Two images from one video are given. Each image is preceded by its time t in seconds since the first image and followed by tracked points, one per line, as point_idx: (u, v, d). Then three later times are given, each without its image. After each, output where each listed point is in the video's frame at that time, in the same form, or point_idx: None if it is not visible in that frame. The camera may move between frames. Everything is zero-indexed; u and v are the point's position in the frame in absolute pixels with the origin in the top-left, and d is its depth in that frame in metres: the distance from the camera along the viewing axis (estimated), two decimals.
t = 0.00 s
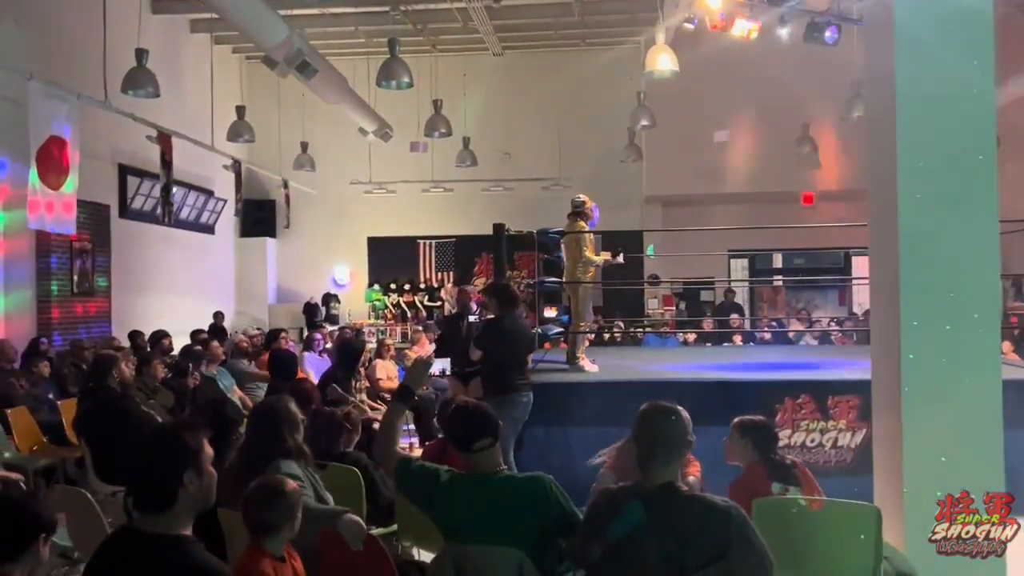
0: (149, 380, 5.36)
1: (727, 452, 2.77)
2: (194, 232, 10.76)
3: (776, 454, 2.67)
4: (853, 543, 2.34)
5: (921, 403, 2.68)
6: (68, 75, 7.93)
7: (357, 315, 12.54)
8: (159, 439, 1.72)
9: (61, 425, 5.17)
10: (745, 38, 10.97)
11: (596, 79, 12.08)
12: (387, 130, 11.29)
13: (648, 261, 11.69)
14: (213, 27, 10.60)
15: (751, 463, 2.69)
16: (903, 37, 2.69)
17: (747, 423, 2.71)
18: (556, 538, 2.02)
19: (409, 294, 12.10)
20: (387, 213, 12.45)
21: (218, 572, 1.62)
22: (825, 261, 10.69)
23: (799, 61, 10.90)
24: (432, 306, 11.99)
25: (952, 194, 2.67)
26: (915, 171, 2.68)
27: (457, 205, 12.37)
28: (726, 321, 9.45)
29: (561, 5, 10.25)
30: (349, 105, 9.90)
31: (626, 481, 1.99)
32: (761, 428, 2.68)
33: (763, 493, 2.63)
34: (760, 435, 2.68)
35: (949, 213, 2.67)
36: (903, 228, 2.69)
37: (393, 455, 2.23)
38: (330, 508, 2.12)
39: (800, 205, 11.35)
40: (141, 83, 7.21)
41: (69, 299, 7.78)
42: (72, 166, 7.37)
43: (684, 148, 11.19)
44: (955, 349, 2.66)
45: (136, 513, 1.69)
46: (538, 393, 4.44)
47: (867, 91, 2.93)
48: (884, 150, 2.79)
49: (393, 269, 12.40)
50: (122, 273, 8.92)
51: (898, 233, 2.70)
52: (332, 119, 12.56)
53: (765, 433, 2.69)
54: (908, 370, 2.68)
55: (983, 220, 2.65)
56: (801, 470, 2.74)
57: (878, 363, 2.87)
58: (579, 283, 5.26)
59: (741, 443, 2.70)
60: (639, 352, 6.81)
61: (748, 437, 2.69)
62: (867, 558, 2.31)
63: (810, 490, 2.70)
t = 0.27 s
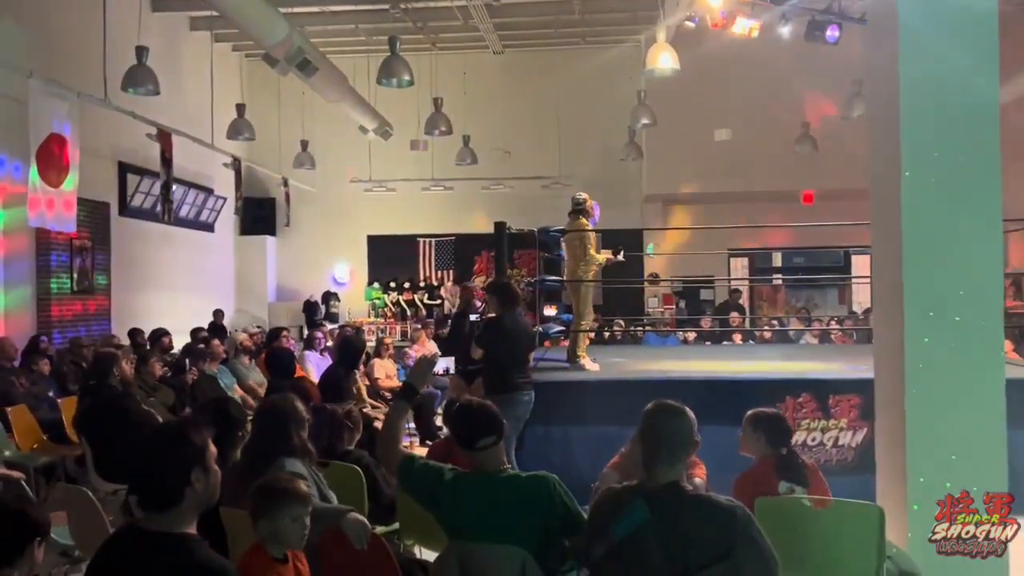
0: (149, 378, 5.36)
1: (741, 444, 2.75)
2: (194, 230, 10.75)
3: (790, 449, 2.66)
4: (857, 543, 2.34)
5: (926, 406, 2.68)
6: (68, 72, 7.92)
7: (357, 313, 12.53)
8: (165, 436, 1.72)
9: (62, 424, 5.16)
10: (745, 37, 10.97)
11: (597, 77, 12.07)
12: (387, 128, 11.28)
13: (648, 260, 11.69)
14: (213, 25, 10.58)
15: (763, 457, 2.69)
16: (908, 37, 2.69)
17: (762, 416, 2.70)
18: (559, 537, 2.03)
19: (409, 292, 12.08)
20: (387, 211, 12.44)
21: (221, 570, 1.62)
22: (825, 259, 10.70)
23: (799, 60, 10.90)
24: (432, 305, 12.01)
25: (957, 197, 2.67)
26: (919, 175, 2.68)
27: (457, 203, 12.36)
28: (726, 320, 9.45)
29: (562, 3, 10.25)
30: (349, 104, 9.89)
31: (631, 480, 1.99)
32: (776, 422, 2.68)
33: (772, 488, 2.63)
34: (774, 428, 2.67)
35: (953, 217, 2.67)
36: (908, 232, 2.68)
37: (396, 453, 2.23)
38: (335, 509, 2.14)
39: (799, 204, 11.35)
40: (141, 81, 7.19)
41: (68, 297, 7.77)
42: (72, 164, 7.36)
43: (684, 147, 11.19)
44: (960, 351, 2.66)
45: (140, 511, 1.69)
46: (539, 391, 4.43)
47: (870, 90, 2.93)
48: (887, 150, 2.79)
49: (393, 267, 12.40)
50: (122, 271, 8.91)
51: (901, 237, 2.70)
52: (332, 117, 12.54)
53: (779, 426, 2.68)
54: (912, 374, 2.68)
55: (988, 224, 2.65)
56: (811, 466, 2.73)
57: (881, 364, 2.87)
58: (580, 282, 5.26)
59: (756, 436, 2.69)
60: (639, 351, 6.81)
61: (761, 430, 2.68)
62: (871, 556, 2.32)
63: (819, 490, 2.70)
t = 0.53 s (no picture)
0: (150, 375, 5.36)
1: (767, 439, 2.72)
2: (196, 228, 10.75)
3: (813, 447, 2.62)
4: (861, 541, 2.33)
5: (929, 406, 2.67)
6: (70, 70, 7.91)
7: (358, 312, 12.53)
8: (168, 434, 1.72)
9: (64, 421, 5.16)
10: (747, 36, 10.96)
11: (599, 76, 12.05)
12: (389, 126, 11.27)
13: (650, 259, 11.69)
14: (215, 23, 10.58)
15: (784, 455, 2.66)
16: (912, 36, 2.68)
17: (787, 412, 2.65)
18: (564, 536, 2.02)
19: (410, 290, 12.12)
20: (388, 210, 12.44)
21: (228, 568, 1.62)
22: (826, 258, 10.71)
23: (801, 59, 10.88)
24: (434, 304, 12.00)
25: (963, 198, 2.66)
26: (923, 176, 2.68)
27: (459, 202, 12.34)
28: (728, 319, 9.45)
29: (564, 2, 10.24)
30: (350, 102, 9.89)
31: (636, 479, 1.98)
32: (802, 418, 2.63)
33: (790, 486, 2.63)
34: (800, 425, 2.63)
35: (959, 218, 2.66)
36: (911, 233, 2.69)
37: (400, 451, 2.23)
38: (339, 507, 2.14)
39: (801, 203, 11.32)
40: (143, 79, 7.18)
41: (70, 295, 7.76)
42: (74, 162, 7.36)
43: (686, 146, 11.20)
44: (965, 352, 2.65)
45: (144, 509, 1.69)
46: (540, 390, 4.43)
47: (874, 89, 2.92)
48: (892, 149, 2.78)
49: (394, 266, 12.39)
50: (124, 269, 8.91)
51: (905, 239, 2.70)
52: (333, 116, 12.54)
53: (806, 423, 2.63)
54: (915, 375, 2.68)
55: (994, 225, 2.63)
56: (833, 464, 2.68)
57: (885, 364, 2.87)
58: (581, 281, 5.25)
59: (783, 433, 2.65)
60: (641, 349, 6.80)
61: (787, 427, 2.63)
62: (874, 555, 2.31)
63: (838, 489, 2.65)
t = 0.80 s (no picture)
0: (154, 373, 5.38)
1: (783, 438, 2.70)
2: (200, 226, 10.76)
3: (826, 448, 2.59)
4: (870, 541, 2.33)
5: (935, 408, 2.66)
6: (74, 68, 7.92)
7: (362, 311, 12.53)
8: (171, 431, 1.71)
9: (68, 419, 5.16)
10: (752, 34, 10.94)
11: (603, 74, 12.05)
12: (393, 125, 11.26)
13: (654, 258, 11.67)
14: (219, 21, 10.58)
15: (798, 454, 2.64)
16: (918, 35, 2.67)
17: (801, 413, 2.62)
18: (568, 534, 2.03)
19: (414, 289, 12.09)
20: (392, 209, 12.44)
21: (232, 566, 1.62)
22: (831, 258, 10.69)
23: (806, 57, 10.87)
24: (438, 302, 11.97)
25: (968, 198, 2.65)
26: (930, 177, 2.67)
27: (462, 200, 12.34)
28: (733, 318, 9.44)
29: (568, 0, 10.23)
30: (355, 101, 9.90)
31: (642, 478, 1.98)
32: (815, 419, 2.59)
33: (802, 486, 2.62)
34: (813, 426, 2.59)
35: (964, 218, 2.65)
36: (918, 233, 2.67)
37: (405, 449, 2.23)
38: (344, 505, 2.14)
39: (806, 202, 11.31)
40: (148, 77, 7.19)
41: (74, 293, 7.77)
42: (78, 160, 7.37)
43: (690, 145, 11.19)
44: (969, 353, 2.65)
45: (148, 507, 1.69)
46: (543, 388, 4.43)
47: (879, 88, 2.91)
48: (897, 148, 2.77)
49: (397, 264, 12.38)
50: (127, 267, 8.92)
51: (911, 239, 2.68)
52: (337, 114, 12.54)
53: (819, 425, 2.59)
54: (921, 376, 2.67)
55: (999, 227, 2.64)
56: (849, 465, 2.65)
57: (890, 363, 2.86)
58: (585, 280, 5.24)
59: (796, 434, 2.62)
60: (644, 348, 6.79)
61: (800, 428, 2.61)
62: (883, 554, 2.31)
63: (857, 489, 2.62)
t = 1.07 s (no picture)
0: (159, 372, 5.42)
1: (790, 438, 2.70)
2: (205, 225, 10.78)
3: (833, 447, 2.59)
4: (871, 542, 2.33)
5: (940, 411, 2.66)
6: (81, 67, 7.94)
7: (367, 310, 12.54)
8: (176, 431, 1.71)
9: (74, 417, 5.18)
10: (758, 33, 10.92)
11: (608, 73, 12.03)
12: (398, 124, 11.26)
13: (659, 257, 11.65)
14: (225, 20, 10.60)
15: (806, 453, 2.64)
16: (924, 36, 2.67)
17: (806, 412, 2.63)
18: (573, 533, 2.02)
19: (418, 289, 12.08)
20: (397, 208, 12.45)
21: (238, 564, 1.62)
22: (836, 257, 10.65)
23: (812, 56, 10.84)
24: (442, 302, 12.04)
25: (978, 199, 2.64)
26: (936, 182, 2.66)
27: (467, 199, 12.34)
28: (738, 318, 9.42)
29: None
30: (360, 99, 9.90)
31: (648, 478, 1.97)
32: (821, 417, 2.60)
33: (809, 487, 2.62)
34: (819, 426, 2.59)
35: (971, 219, 2.64)
36: (924, 235, 2.67)
37: (410, 449, 2.23)
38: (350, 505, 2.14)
39: (811, 201, 11.27)
40: (154, 76, 7.20)
41: (80, 292, 7.79)
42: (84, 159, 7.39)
43: (696, 144, 11.17)
44: (976, 354, 2.64)
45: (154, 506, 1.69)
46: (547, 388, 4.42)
47: (886, 89, 2.90)
48: (904, 149, 2.76)
49: (402, 264, 12.38)
50: (133, 266, 8.94)
51: (919, 241, 2.68)
52: (342, 114, 12.55)
53: (825, 424, 2.59)
54: (927, 378, 2.67)
55: (1007, 228, 2.62)
56: (858, 468, 2.63)
57: (895, 363, 2.85)
58: (590, 279, 5.24)
59: (802, 433, 2.62)
60: (649, 348, 6.78)
61: (806, 426, 2.61)
62: (885, 555, 2.31)
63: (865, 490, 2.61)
